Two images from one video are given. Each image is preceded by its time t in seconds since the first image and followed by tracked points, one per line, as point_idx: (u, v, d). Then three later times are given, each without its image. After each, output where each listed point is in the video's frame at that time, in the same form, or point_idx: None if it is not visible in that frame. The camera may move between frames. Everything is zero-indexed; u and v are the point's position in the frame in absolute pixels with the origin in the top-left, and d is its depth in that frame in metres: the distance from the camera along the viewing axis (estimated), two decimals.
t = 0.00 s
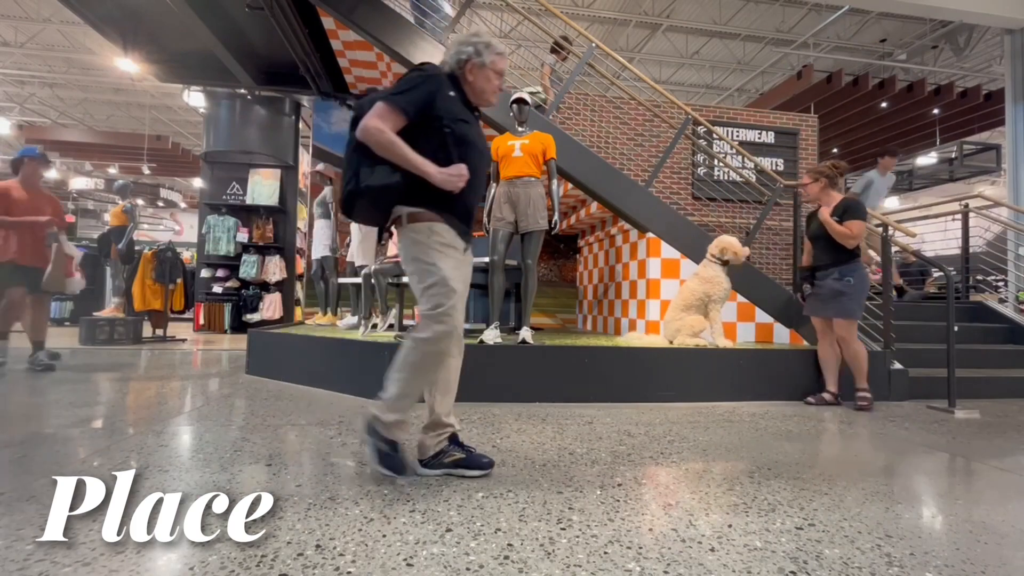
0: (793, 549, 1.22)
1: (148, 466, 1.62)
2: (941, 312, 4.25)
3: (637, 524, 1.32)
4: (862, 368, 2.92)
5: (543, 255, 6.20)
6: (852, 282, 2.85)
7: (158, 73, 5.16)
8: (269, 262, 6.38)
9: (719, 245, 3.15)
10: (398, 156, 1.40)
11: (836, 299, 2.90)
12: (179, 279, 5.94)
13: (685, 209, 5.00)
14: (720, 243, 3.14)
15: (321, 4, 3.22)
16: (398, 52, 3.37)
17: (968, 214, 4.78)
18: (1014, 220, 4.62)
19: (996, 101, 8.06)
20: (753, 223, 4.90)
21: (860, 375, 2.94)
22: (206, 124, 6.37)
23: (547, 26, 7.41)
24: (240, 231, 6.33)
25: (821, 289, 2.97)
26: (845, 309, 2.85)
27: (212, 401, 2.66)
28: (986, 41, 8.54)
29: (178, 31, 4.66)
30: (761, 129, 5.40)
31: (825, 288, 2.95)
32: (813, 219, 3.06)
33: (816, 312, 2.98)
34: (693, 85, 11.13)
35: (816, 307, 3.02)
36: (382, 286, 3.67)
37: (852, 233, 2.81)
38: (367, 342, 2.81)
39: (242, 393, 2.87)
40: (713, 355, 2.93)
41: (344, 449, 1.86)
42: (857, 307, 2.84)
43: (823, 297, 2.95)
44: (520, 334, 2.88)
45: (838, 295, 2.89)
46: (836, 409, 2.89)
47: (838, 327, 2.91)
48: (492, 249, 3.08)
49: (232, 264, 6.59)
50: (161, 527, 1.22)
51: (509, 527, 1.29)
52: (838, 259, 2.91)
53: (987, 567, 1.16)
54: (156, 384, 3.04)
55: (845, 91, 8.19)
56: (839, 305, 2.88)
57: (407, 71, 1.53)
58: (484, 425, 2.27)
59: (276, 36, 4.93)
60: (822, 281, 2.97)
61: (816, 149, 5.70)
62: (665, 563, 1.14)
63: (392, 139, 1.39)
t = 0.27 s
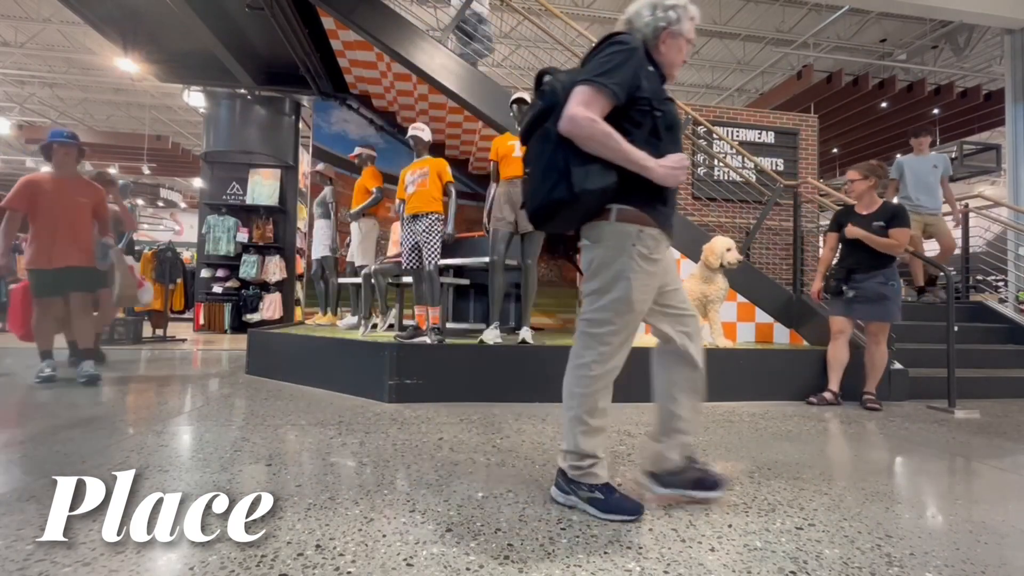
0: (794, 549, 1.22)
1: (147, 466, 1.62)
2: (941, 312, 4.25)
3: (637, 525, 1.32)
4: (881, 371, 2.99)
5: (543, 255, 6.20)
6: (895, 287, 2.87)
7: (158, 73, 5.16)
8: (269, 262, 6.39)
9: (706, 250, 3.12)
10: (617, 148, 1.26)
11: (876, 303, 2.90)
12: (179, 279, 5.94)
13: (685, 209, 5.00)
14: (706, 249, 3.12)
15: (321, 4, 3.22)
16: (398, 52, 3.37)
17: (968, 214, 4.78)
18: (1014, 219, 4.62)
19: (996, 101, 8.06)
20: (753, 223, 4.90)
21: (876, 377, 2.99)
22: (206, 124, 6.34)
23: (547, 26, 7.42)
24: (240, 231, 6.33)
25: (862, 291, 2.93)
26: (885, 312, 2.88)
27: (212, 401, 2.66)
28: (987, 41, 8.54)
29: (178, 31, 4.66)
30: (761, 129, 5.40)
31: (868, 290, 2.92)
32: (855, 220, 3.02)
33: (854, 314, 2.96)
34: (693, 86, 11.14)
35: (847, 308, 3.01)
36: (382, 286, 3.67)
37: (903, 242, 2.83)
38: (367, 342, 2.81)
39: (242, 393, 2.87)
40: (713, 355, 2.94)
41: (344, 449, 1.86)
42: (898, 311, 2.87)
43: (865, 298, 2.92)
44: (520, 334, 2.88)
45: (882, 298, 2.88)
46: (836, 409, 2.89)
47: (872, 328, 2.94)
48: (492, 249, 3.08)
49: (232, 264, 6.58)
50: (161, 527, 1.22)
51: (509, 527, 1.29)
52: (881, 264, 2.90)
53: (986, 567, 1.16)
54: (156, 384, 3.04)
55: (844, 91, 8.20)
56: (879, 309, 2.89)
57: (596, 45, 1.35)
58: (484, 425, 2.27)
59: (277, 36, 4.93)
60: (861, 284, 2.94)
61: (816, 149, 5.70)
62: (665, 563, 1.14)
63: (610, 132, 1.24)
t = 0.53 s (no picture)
0: (794, 549, 1.22)
1: (147, 466, 1.62)
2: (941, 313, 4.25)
3: (637, 524, 1.32)
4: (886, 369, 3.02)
5: (543, 255, 6.20)
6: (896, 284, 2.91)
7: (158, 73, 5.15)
8: (269, 262, 6.39)
9: (710, 248, 3.11)
10: (925, 133, 1.21)
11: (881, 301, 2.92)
12: (179, 279, 5.94)
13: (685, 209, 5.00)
14: (712, 245, 3.11)
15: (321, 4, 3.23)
16: (398, 52, 3.37)
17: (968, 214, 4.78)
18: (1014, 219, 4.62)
19: (996, 101, 8.06)
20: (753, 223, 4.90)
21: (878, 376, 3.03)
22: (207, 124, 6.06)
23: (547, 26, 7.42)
24: (240, 231, 6.33)
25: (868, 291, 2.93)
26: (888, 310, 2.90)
27: (213, 401, 2.66)
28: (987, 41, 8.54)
29: (179, 31, 4.66)
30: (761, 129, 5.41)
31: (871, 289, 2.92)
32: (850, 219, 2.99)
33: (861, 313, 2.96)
34: (693, 86, 11.14)
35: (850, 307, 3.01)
36: (382, 285, 3.67)
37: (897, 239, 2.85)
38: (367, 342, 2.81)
39: (242, 393, 2.87)
40: (713, 355, 2.94)
41: (344, 449, 1.87)
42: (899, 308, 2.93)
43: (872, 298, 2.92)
44: (520, 334, 2.88)
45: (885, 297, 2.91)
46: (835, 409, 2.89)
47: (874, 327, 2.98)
48: (492, 249, 3.08)
49: (232, 264, 6.58)
50: (161, 527, 1.22)
51: (509, 527, 1.29)
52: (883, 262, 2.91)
53: (987, 567, 1.16)
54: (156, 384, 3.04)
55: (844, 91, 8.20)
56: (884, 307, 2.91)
57: (876, 35, 1.34)
58: (484, 425, 2.27)
59: (277, 36, 4.94)
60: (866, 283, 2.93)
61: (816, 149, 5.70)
62: (665, 563, 1.14)
63: (917, 115, 1.20)
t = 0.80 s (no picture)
0: (794, 549, 1.22)
1: (148, 466, 1.62)
2: (941, 312, 4.25)
3: (637, 524, 1.32)
4: (887, 368, 3.02)
5: (543, 255, 6.20)
6: (903, 287, 2.91)
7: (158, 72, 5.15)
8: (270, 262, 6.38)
9: (712, 245, 3.13)
10: None
11: (888, 302, 2.90)
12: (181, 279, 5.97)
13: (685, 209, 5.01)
14: (714, 243, 3.13)
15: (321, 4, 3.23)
16: (398, 52, 3.37)
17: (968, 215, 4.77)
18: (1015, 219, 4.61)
19: (997, 101, 8.06)
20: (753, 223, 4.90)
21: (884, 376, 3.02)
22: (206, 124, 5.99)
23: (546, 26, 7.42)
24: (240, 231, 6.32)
25: (874, 292, 2.92)
26: (895, 311, 2.89)
27: (213, 400, 2.66)
28: (987, 41, 8.54)
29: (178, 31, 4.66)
30: (761, 129, 5.41)
31: (882, 289, 2.91)
32: (860, 221, 3.01)
33: (867, 314, 2.93)
34: (693, 85, 11.14)
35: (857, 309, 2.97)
36: (382, 286, 3.67)
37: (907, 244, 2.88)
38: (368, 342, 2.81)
39: (242, 393, 2.87)
40: (713, 355, 2.93)
41: (344, 449, 1.87)
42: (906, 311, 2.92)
43: (879, 299, 2.91)
44: (520, 334, 2.88)
45: (893, 298, 2.89)
46: (834, 409, 2.90)
47: (881, 327, 2.95)
48: (492, 249, 3.07)
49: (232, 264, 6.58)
50: (161, 527, 1.22)
51: (509, 527, 1.29)
52: (890, 264, 2.92)
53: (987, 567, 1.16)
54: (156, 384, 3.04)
55: (844, 91, 8.20)
56: (891, 308, 2.90)
57: None
58: (484, 425, 2.27)
59: (277, 36, 4.94)
60: (875, 284, 2.93)
61: (816, 149, 5.69)
62: (665, 563, 1.14)
63: None
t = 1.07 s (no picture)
0: (794, 549, 1.22)
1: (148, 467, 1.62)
2: (940, 312, 4.25)
3: (637, 524, 1.32)
4: (888, 369, 3.01)
5: (543, 255, 6.20)
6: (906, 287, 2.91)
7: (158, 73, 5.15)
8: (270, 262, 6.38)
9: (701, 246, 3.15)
10: None
11: (890, 303, 2.90)
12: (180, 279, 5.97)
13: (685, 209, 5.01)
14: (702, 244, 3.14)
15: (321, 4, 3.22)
16: (398, 52, 3.37)
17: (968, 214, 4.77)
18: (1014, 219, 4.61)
19: (997, 101, 8.06)
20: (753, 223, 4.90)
21: (886, 377, 3.03)
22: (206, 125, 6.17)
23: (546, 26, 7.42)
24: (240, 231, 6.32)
25: (876, 292, 2.92)
26: (897, 312, 2.89)
27: (212, 401, 2.66)
28: (987, 41, 8.53)
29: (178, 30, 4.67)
30: (761, 129, 5.40)
31: (883, 290, 2.90)
32: (866, 220, 3.01)
33: (869, 314, 2.93)
34: (693, 86, 11.13)
35: (859, 308, 2.97)
36: (382, 285, 3.67)
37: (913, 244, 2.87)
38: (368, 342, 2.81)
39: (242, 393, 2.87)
40: (712, 355, 2.93)
41: (344, 449, 1.87)
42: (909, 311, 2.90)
43: (880, 299, 2.91)
44: (520, 334, 2.88)
45: (895, 298, 2.88)
46: (834, 409, 2.90)
47: (883, 329, 2.94)
48: (492, 249, 3.07)
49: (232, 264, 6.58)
50: (161, 526, 1.22)
51: (509, 527, 1.29)
52: (894, 264, 2.93)
53: (987, 567, 1.16)
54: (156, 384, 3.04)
55: (844, 91, 8.20)
56: (893, 309, 2.89)
57: None
58: (484, 425, 2.27)
59: (277, 35, 4.94)
60: (877, 284, 2.93)
61: (816, 149, 5.69)
62: (664, 563, 1.14)
63: None
